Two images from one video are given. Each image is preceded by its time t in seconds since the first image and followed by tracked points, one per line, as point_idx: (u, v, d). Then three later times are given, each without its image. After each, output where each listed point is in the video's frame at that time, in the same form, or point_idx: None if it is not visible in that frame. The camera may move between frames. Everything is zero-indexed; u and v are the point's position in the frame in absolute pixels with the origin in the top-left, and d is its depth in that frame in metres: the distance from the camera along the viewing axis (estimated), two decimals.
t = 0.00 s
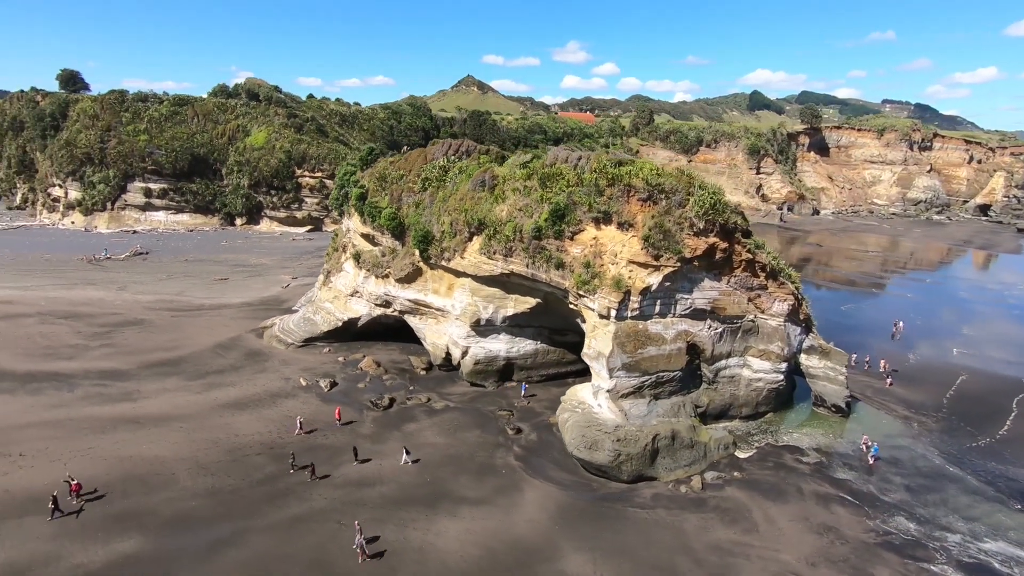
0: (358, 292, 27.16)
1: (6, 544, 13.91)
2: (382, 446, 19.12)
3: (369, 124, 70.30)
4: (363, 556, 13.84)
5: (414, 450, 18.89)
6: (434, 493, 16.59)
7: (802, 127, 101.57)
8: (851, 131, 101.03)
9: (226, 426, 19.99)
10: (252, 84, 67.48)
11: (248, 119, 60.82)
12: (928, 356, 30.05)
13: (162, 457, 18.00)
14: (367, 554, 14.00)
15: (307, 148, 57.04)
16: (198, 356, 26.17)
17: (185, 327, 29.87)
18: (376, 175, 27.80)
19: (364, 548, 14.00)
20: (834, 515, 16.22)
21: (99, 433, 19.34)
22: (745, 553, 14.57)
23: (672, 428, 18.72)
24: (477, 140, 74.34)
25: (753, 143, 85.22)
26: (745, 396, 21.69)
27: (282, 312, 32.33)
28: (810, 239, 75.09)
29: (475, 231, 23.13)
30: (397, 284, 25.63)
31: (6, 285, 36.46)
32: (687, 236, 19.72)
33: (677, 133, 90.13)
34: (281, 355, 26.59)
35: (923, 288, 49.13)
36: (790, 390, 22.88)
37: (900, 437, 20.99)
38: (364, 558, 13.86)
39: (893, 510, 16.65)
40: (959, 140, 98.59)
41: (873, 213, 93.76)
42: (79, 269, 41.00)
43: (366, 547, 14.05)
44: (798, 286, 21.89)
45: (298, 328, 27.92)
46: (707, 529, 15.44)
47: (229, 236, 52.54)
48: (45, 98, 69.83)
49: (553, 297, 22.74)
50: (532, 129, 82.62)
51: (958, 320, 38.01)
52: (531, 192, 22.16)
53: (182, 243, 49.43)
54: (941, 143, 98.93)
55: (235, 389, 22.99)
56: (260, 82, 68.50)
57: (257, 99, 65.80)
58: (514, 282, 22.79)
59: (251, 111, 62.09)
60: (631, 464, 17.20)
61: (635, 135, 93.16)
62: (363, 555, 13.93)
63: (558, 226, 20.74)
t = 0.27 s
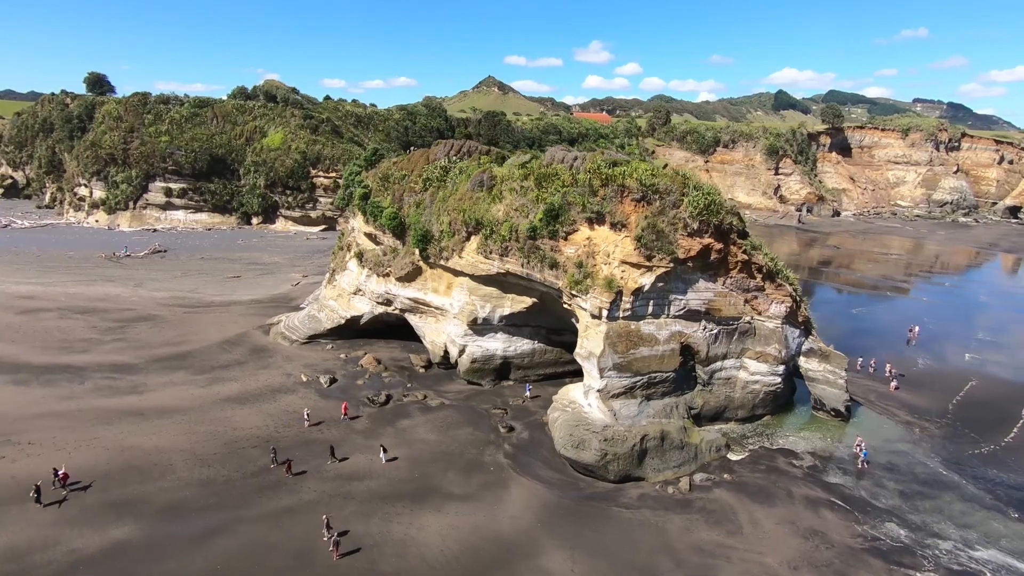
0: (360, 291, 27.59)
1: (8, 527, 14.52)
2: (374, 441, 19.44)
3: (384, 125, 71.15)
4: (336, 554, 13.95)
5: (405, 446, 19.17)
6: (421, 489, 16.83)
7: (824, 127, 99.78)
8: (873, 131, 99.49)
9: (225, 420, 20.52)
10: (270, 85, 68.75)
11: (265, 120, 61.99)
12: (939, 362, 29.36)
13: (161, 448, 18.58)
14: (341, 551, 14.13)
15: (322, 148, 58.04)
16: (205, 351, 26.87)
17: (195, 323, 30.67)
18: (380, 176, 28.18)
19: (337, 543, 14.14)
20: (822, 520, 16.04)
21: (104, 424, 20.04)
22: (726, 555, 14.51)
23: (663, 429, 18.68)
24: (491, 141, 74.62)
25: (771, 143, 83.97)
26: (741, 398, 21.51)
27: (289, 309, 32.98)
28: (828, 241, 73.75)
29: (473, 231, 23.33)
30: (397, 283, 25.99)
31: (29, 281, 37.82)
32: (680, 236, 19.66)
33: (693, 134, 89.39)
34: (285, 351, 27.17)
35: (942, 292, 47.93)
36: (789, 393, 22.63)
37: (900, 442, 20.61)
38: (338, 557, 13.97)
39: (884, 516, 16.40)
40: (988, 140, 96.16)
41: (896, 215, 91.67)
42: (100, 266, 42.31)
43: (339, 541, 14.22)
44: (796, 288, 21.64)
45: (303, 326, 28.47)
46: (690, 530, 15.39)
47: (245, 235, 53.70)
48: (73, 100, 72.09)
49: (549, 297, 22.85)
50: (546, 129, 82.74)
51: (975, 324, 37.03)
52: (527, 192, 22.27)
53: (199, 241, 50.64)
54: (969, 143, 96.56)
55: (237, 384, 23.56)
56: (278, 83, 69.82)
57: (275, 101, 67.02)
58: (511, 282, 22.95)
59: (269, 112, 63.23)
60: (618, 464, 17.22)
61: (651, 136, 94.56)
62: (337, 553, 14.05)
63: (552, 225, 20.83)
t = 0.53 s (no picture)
0: (361, 290, 27.89)
1: (7, 516, 15.01)
2: (367, 439, 19.66)
3: (396, 126, 71.69)
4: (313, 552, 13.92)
5: (397, 444, 19.38)
6: (409, 486, 17.01)
7: (841, 127, 98.21)
8: (892, 131, 97.37)
9: (224, 415, 20.94)
10: (284, 87, 69.65)
11: (278, 121, 62.82)
12: (947, 367, 28.79)
13: (159, 442, 19.03)
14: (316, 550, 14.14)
15: (333, 149, 58.70)
16: (209, 348, 27.40)
17: (202, 321, 31.28)
18: (381, 176, 28.44)
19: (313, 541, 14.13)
20: (811, 524, 15.87)
21: (107, 418, 20.58)
22: (709, 557, 14.44)
23: (653, 430, 18.62)
24: (502, 141, 74.72)
25: (786, 143, 82.87)
26: (736, 400, 21.35)
27: (294, 307, 33.44)
28: (843, 242, 72.60)
29: (469, 231, 23.48)
30: (397, 282, 26.24)
31: (46, 278, 38.89)
32: (674, 237, 19.59)
33: (706, 133, 88.59)
34: (287, 349, 27.60)
35: (957, 295, 46.92)
36: (786, 396, 22.40)
37: (898, 447, 20.29)
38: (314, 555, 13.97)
39: (875, 521, 16.16)
40: (1012, 140, 93.89)
41: (915, 216, 89.91)
42: (115, 264, 43.35)
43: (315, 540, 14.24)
44: (793, 290, 21.41)
45: (305, 324, 28.86)
46: (675, 531, 15.34)
47: (257, 234, 54.54)
48: (95, 102, 73.89)
49: (545, 297, 22.90)
50: (558, 129, 82.62)
51: (988, 328, 36.22)
52: (523, 192, 22.32)
53: (212, 240, 51.57)
54: (992, 143, 94.37)
55: (238, 380, 24.01)
56: (292, 85, 70.69)
57: (288, 102, 67.87)
58: (507, 281, 23.06)
59: (281, 113, 64.04)
60: (606, 464, 17.22)
61: (664, 136, 93.93)
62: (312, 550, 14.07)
63: (546, 226, 20.88)
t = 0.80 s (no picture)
0: (362, 287, 28.29)
1: (7, 501, 15.62)
2: (359, 434, 19.98)
3: (409, 126, 72.37)
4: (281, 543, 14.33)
5: (387, 439, 19.66)
6: (396, 481, 17.27)
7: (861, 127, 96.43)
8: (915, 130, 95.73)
9: (222, 408, 21.45)
10: (299, 88, 70.68)
11: (292, 122, 63.81)
12: (955, 372, 28.14)
13: (158, 433, 19.59)
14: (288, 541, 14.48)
15: (345, 149, 59.47)
16: (214, 344, 28.04)
17: (209, 317, 32.01)
18: (383, 176, 28.79)
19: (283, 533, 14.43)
20: (795, 527, 15.74)
21: (110, 409, 21.23)
22: (687, 557, 14.43)
23: (641, 430, 18.61)
24: (515, 142, 74.90)
25: (803, 143, 81.60)
26: (730, 402, 21.21)
27: (300, 305, 34.01)
28: (860, 245, 71.28)
29: (466, 231, 23.68)
30: (396, 281, 26.57)
31: (65, 274, 40.15)
32: (665, 237, 19.57)
33: (722, 134, 87.63)
34: (290, 345, 28.13)
35: (973, 299, 45.80)
36: (782, 398, 22.18)
37: (894, 452, 19.95)
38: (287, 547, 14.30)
39: (861, 526, 15.95)
40: None
41: (937, 218, 87.87)
42: (131, 261, 44.53)
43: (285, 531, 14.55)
44: (789, 291, 21.19)
45: (308, 321, 29.36)
46: (655, 531, 15.35)
47: (270, 232, 55.52)
48: (118, 103, 75.93)
49: (540, 296, 23.02)
50: (571, 130, 82.49)
51: (1003, 334, 35.32)
52: (518, 192, 22.44)
53: (226, 238, 52.63)
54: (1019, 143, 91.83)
55: (239, 375, 24.54)
56: (307, 86, 71.71)
57: (303, 103, 68.87)
58: (502, 281, 23.23)
59: (296, 114, 65.04)
60: (591, 463, 17.28)
61: (679, 136, 93.22)
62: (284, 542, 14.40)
63: (538, 225, 20.98)
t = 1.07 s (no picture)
0: (365, 285, 28.73)
1: (11, 486, 16.29)
2: (352, 428, 20.34)
3: (423, 127, 73.08)
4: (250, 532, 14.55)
5: (379, 434, 19.96)
6: (384, 474, 17.57)
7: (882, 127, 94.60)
8: (939, 130, 93.38)
9: (222, 401, 22.02)
10: (314, 89, 71.74)
11: (307, 122, 64.83)
12: (962, 376, 27.57)
13: (159, 424, 20.19)
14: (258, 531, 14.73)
15: (358, 149, 60.27)
16: (220, 339, 28.74)
17: (218, 313, 32.80)
18: (386, 175, 29.17)
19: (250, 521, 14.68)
20: (778, 528, 15.66)
21: (116, 401, 21.93)
22: (666, 555, 14.45)
23: (629, 429, 18.66)
24: (528, 142, 75.07)
25: (821, 143, 80.35)
26: (723, 403, 21.12)
27: (306, 302, 34.61)
28: (879, 247, 69.95)
29: (463, 229, 23.93)
30: (396, 279, 26.94)
31: (84, 270, 41.43)
32: (657, 237, 19.57)
33: (738, 134, 86.68)
34: (293, 341, 28.70)
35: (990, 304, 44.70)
36: (777, 400, 22.01)
37: (889, 455, 19.66)
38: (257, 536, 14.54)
39: (847, 529, 15.78)
40: None
41: (960, 220, 85.87)
42: (148, 258, 45.76)
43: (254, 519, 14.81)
44: (784, 292, 21.01)
45: (312, 317, 29.89)
46: (636, 529, 15.39)
47: (284, 231, 56.55)
48: (141, 105, 77.92)
49: (535, 294, 23.18)
50: (584, 130, 82.41)
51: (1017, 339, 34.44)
52: (513, 191, 22.59)
53: (241, 236, 53.75)
54: None
55: (242, 370, 25.14)
56: (322, 87, 72.77)
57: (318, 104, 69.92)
58: (498, 279, 23.43)
59: (311, 114, 66.07)
60: (576, 461, 17.40)
61: (694, 136, 92.47)
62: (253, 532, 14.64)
63: (531, 224, 21.11)
